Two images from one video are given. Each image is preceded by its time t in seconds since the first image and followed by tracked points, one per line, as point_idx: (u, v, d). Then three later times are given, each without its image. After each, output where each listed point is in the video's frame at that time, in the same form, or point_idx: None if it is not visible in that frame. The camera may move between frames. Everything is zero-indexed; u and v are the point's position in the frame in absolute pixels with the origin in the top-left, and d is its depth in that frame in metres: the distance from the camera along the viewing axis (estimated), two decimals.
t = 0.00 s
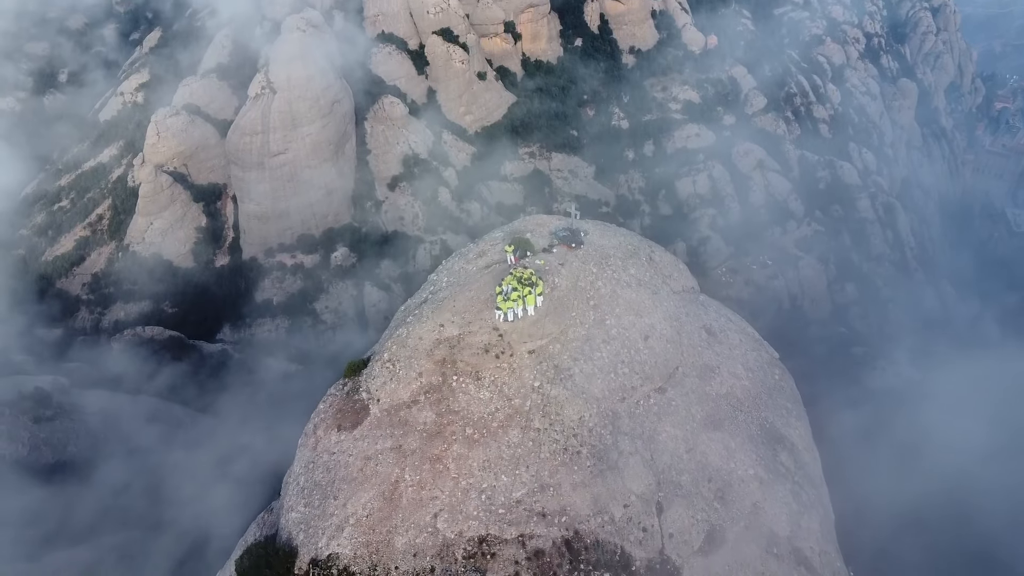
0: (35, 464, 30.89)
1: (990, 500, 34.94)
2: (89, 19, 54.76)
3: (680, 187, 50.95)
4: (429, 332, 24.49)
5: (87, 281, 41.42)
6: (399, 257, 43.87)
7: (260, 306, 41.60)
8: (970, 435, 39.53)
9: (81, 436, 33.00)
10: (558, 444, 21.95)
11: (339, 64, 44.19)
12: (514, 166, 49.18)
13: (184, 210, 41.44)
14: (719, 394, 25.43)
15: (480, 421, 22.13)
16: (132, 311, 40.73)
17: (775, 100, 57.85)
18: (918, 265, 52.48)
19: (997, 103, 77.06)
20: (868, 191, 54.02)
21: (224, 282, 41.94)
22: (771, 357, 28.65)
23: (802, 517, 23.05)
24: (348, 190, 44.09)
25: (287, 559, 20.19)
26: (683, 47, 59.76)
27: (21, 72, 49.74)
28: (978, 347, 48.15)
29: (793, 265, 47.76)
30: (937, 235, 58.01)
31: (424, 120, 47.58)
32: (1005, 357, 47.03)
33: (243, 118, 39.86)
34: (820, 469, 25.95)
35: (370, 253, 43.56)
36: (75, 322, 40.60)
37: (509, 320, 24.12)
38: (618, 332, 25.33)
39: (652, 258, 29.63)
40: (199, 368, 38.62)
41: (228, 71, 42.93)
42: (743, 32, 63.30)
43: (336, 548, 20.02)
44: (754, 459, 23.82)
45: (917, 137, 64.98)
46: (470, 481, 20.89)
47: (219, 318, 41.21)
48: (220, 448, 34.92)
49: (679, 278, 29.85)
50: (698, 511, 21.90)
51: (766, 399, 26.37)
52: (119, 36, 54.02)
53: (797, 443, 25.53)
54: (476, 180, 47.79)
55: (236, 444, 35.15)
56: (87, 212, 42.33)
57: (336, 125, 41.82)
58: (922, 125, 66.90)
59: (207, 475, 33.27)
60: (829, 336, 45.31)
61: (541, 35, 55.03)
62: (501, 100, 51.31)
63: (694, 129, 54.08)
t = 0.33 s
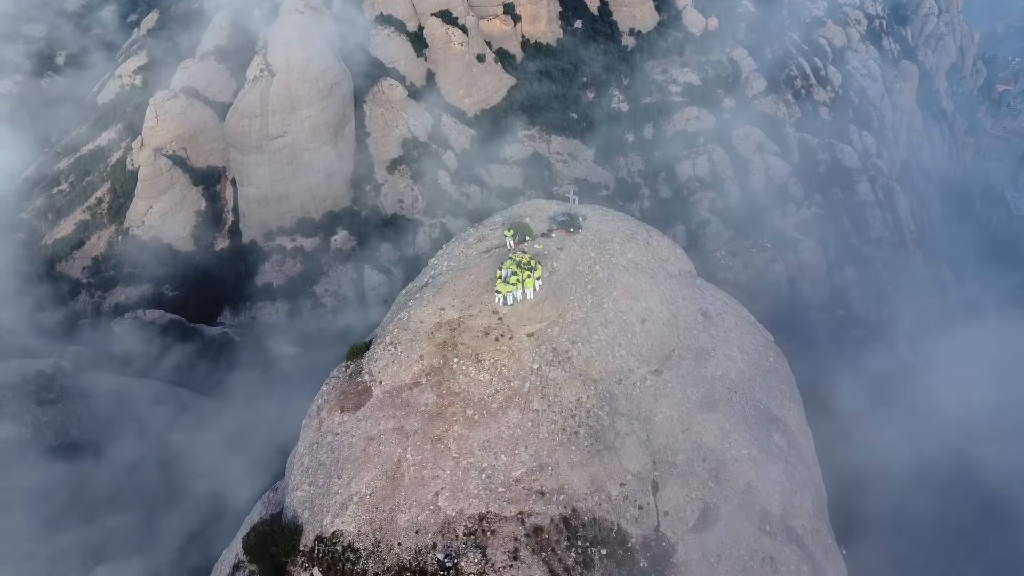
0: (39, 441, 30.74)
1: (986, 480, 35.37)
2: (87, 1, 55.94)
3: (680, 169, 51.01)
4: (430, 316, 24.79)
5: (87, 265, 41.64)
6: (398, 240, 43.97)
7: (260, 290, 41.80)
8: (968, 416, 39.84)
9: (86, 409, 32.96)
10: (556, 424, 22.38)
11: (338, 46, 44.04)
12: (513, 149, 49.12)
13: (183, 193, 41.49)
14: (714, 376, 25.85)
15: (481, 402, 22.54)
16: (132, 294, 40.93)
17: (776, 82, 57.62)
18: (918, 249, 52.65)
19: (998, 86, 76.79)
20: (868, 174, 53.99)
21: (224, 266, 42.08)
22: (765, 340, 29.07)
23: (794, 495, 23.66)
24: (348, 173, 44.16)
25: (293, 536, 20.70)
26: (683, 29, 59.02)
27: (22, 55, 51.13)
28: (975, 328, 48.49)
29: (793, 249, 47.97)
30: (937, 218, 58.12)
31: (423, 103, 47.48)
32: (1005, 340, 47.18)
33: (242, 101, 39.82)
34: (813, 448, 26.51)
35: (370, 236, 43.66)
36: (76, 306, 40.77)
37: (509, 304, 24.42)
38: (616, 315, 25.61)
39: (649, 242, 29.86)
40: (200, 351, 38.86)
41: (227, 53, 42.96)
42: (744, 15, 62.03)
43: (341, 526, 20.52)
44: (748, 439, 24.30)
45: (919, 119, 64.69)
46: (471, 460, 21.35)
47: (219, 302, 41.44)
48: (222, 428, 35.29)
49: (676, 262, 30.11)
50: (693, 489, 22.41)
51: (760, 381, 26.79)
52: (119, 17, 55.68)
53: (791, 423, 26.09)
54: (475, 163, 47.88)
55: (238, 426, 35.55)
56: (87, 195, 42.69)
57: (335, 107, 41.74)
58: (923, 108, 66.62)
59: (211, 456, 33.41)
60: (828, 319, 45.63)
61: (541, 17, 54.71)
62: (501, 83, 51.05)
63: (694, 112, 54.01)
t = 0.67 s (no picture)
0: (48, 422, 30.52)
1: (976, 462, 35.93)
2: None
3: (680, 153, 51.02)
4: (431, 300, 25.14)
5: (87, 250, 41.90)
6: (398, 224, 44.11)
7: (261, 275, 41.97)
8: (963, 399, 40.30)
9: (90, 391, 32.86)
10: (554, 406, 22.81)
11: (337, 30, 43.98)
12: (512, 133, 49.13)
13: (183, 178, 41.57)
14: (710, 359, 26.26)
15: (481, 384, 22.94)
16: (132, 278, 41.11)
17: (777, 67, 57.47)
18: (916, 233, 52.82)
19: (1000, 69, 76.49)
20: (869, 159, 54.00)
21: (224, 251, 42.15)
22: (761, 324, 29.42)
23: (787, 476, 24.17)
24: (348, 158, 44.19)
25: (298, 515, 21.17)
26: (684, 12, 58.80)
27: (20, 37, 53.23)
28: (972, 312, 48.80)
29: (792, 233, 48.13)
30: (936, 203, 58.20)
31: (422, 87, 47.45)
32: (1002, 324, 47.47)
33: (241, 85, 39.84)
34: (807, 430, 26.99)
35: (370, 221, 43.79)
36: (76, 290, 41.04)
37: (508, 288, 24.76)
38: (614, 299, 25.89)
39: (647, 228, 30.10)
40: (200, 335, 38.84)
41: (226, 36, 42.96)
42: None
43: (345, 505, 20.99)
44: (742, 421, 24.76)
45: (921, 103, 64.42)
46: (472, 442, 21.79)
47: (219, 287, 41.59)
48: (224, 408, 35.53)
49: (673, 247, 30.40)
50: (688, 469, 22.86)
51: (756, 365, 27.19)
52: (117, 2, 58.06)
53: (784, 406, 26.55)
54: (474, 147, 47.85)
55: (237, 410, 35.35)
56: (87, 180, 43.15)
57: (335, 92, 41.71)
58: (924, 91, 66.34)
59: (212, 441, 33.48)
60: (826, 304, 45.90)
61: None
62: (500, 66, 51.09)
63: (694, 96, 53.99)
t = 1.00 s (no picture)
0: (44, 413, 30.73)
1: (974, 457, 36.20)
2: None
3: (680, 151, 51.29)
4: (432, 297, 25.53)
5: (88, 249, 42.43)
6: (398, 222, 44.31)
7: (261, 273, 42.17)
8: (960, 395, 40.58)
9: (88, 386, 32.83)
10: (553, 402, 23.20)
11: (337, 29, 44.38)
12: (511, 132, 49.47)
13: (183, 176, 41.99)
14: (706, 355, 26.59)
15: (482, 381, 23.30)
16: (134, 276, 41.41)
17: (776, 64, 57.70)
18: (914, 231, 53.13)
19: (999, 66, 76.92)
20: (868, 157, 54.29)
21: (224, 249, 42.27)
22: (757, 322, 29.71)
23: (781, 470, 24.52)
24: (348, 156, 44.48)
25: (302, 509, 21.50)
26: (683, 10, 59.10)
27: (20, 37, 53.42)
28: (970, 309, 49.05)
29: (792, 231, 48.34)
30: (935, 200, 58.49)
31: (421, 85, 47.79)
32: (999, 320, 47.73)
33: (241, 82, 40.02)
34: (802, 427, 27.32)
35: (370, 220, 43.98)
36: (77, 288, 41.50)
37: (509, 287, 24.98)
38: (612, 297, 26.18)
39: (644, 226, 30.41)
40: (200, 332, 39.07)
41: (225, 35, 43.36)
42: None
43: (349, 498, 21.34)
44: (738, 416, 25.08)
45: (921, 100, 64.49)
46: (473, 436, 22.14)
47: (220, 284, 41.65)
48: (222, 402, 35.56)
49: (671, 246, 30.72)
50: (684, 464, 23.14)
51: (752, 362, 27.49)
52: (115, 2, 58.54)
53: (780, 402, 26.86)
54: (474, 145, 48.10)
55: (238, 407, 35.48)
56: (86, 178, 43.85)
57: (335, 90, 41.99)
58: (925, 89, 66.45)
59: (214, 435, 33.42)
60: (826, 301, 45.97)
61: None
62: (500, 64, 51.60)
63: (694, 93, 54.24)
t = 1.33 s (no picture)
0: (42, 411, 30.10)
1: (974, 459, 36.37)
2: None
3: (679, 151, 51.61)
4: (433, 298, 26.08)
5: (88, 250, 42.91)
6: (398, 222, 44.58)
7: (261, 273, 42.45)
8: (957, 394, 40.86)
9: (90, 381, 32.87)
10: (552, 399, 23.61)
11: (336, 30, 44.85)
12: (511, 132, 49.96)
13: (183, 177, 42.46)
14: (703, 354, 26.95)
15: (482, 379, 23.73)
16: (134, 276, 41.70)
17: (775, 65, 58.10)
18: (913, 230, 53.57)
19: (1000, 66, 77.95)
20: (866, 156, 54.88)
21: (224, 249, 42.59)
22: (753, 321, 30.08)
23: (776, 467, 24.83)
24: (348, 156, 44.79)
25: (306, 504, 21.81)
26: (683, 10, 59.48)
27: (25, 44, 54.55)
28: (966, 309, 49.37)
29: (791, 231, 48.65)
30: (935, 200, 58.80)
31: (421, 85, 48.20)
32: (994, 317, 48.09)
33: (242, 82, 40.29)
34: (797, 425, 27.62)
35: (370, 220, 44.17)
36: (78, 289, 41.88)
37: (508, 287, 25.79)
38: (609, 296, 26.61)
39: (641, 227, 30.85)
40: (201, 330, 39.28)
41: (224, 36, 43.93)
42: None
43: (352, 494, 21.70)
44: (734, 414, 25.37)
45: (920, 100, 64.71)
46: (473, 433, 22.52)
47: (220, 283, 41.87)
48: (222, 400, 35.81)
49: (668, 246, 31.13)
50: (681, 460, 23.47)
51: (747, 361, 27.85)
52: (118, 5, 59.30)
53: (775, 401, 27.14)
54: (473, 146, 48.49)
55: (240, 404, 35.66)
56: (87, 179, 44.37)
57: (336, 90, 42.39)
58: (925, 89, 66.71)
59: (215, 430, 33.48)
60: (828, 300, 46.21)
61: None
62: (499, 64, 52.13)
63: (694, 93, 54.58)
